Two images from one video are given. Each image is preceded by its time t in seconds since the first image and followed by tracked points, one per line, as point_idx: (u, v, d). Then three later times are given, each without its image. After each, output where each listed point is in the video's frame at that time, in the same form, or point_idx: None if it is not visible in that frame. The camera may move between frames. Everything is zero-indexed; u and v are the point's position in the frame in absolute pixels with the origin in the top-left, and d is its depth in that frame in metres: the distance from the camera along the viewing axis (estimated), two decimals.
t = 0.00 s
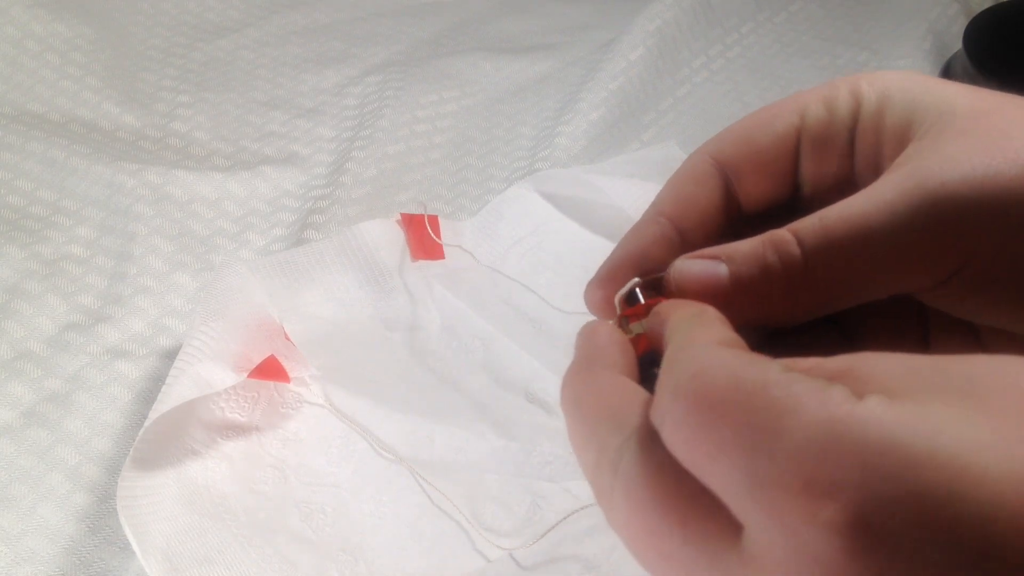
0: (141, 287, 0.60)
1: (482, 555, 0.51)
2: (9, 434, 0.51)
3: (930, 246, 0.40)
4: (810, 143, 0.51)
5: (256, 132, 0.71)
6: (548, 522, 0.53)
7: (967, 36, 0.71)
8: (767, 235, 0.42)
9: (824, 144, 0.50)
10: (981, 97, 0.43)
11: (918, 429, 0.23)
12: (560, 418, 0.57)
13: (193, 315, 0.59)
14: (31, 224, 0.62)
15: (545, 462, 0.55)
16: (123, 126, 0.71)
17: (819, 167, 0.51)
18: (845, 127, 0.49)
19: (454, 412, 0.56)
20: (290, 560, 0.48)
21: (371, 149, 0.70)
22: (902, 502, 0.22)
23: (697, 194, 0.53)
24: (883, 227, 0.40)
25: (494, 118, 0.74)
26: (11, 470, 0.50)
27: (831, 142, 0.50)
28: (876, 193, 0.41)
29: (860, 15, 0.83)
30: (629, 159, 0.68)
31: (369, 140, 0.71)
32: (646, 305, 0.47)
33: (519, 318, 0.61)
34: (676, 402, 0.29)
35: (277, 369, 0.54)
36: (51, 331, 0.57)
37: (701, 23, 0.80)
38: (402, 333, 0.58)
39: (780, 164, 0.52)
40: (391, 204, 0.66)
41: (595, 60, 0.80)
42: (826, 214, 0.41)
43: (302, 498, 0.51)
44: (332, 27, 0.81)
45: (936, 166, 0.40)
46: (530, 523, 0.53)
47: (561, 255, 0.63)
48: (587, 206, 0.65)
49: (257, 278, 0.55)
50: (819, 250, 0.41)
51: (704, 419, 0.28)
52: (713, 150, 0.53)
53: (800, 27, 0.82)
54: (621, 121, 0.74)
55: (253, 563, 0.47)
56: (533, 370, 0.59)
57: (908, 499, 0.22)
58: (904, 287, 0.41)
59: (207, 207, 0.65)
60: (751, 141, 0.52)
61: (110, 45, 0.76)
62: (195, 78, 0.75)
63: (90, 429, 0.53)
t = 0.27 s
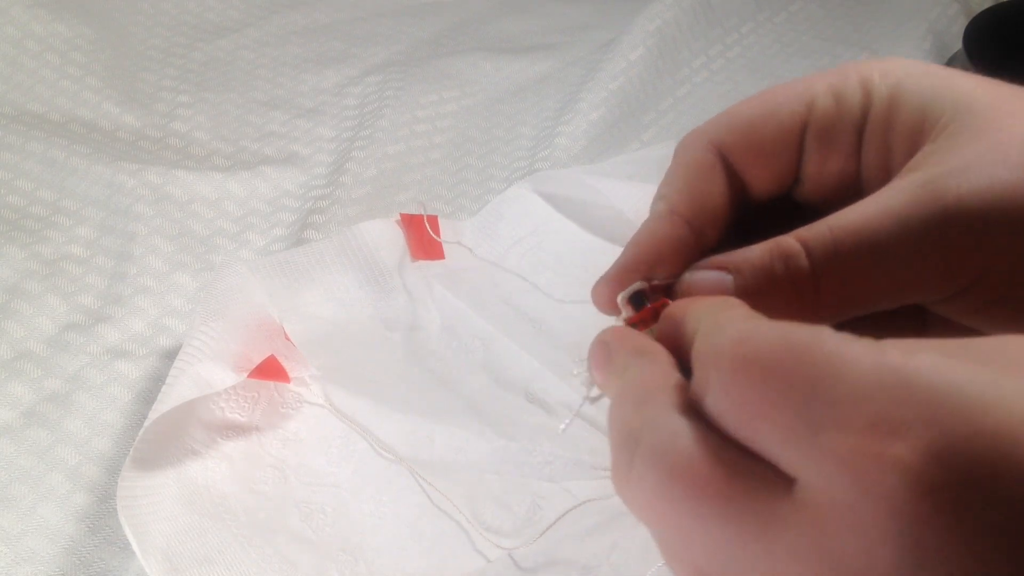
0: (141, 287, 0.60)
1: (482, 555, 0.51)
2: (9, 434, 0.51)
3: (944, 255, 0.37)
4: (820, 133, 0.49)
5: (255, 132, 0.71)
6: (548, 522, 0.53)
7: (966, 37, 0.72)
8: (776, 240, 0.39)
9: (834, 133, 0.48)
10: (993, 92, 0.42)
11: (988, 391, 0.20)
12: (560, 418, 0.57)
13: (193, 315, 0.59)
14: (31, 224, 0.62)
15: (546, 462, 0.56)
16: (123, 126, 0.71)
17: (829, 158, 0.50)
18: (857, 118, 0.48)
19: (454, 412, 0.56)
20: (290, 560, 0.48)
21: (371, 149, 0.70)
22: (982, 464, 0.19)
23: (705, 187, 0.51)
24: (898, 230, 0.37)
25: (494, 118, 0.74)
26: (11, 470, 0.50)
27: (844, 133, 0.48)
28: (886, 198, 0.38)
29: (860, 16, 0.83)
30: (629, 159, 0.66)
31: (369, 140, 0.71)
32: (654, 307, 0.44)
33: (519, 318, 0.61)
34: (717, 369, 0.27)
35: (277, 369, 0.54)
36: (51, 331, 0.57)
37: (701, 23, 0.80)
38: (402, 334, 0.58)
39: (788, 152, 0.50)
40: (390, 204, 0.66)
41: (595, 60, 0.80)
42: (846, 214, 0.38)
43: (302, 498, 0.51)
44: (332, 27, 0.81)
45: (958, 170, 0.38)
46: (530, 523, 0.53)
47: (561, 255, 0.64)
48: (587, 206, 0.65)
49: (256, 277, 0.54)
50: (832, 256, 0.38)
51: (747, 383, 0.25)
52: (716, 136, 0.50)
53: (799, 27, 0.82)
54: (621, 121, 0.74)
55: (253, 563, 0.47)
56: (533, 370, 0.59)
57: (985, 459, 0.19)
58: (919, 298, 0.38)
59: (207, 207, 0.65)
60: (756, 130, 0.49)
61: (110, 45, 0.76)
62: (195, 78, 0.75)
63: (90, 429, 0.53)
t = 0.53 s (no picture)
0: (141, 286, 0.60)
1: (482, 556, 0.51)
2: (9, 434, 0.51)
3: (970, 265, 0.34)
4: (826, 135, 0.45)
5: (256, 132, 0.71)
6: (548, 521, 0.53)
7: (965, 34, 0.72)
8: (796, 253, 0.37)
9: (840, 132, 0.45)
10: (1009, 90, 0.40)
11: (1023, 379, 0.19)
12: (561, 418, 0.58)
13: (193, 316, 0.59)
14: (31, 224, 0.62)
15: (546, 462, 0.56)
16: (123, 126, 0.71)
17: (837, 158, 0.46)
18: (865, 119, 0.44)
19: (454, 412, 0.57)
20: (290, 560, 0.48)
21: (371, 149, 0.70)
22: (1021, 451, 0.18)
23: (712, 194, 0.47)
24: (923, 236, 0.34)
25: (494, 119, 0.74)
26: (11, 470, 0.50)
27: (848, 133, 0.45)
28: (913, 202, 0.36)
29: (860, 16, 0.83)
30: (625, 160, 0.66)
31: (369, 140, 0.71)
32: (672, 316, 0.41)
33: (519, 318, 0.61)
34: (736, 349, 0.26)
35: (277, 369, 0.54)
36: (50, 331, 0.57)
37: (701, 23, 0.80)
38: (402, 334, 0.58)
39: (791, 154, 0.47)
40: (390, 204, 0.66)
41: (595, 60, 0.80)
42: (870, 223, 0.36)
43: (301, 498, 0.51)
44: (332, 28, 0.81)
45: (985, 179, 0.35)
46: (530, 523, 0.53)
47: (561, 256, 0.63)
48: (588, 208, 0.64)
49: (256, 277, 0.54)
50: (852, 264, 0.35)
51: (770, 364, 0.24)
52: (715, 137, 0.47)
53: (799, 28, 0.82)
54: (621, 122, 0.74)
55: (254, 562, 0.48)
56: (534, 371, 0.59)
57: (1013, 437, 0.18)
58: (941, 310, 0.35)
59: (207, 207, 0.65)
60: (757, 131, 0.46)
61: (110, 45, 0.76)
62: (195, 78, 0.75)
63: (90, 429, 0.53)
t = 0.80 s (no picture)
0: (141, 286, 0.60)
1: (482, 557, 0.51)
2: (9, 434, 0.51)
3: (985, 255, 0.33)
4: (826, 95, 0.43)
5: (256, 132, 0.71)
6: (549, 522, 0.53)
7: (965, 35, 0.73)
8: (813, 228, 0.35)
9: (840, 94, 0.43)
10: None
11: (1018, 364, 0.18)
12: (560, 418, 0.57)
13: (193, 315, 0.59)
14: (31, 224, 0.62)
15: (546, 461, 0.55)
16: (123, 126, 0.71)
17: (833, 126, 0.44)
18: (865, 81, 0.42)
19: (455, 412, 0.56)
20: (290, 560, 0.48)
21: (371, 149, 0.70)
22: (1003, 436, 0.17)
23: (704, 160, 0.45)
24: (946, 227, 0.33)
25: (494, 118, 0.74)
26: (11, 470, 0.50)
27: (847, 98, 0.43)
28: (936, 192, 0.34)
29: (860, 16, 0.83)
30: (626, 161, 0.67)
31: (369, 140, 0.71)
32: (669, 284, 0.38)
33: (519, 318, 0.60)
34: (690, 321, 0.25)
35: (277, 369, 0.54)
36: (51, 331, 0.57)
37: (701, 23, 0.80)
38: (402, 334, 0.58)
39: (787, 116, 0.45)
40: (390, 204, 0.66)
41: (595, 60, 0.80)
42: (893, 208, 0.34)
43: (301, 498, 0.51)
44: (332, 28, 0.81)
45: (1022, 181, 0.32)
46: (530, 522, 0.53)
47: (561, 256, 0.63)
48: (588, 208, 0.65)
49: (256, 277, 0.55)
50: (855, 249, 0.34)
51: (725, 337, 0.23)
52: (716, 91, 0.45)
53: (800, 28, 0.82)
54: (621, 122, 0.74)
55: (254, 562, 0.48)
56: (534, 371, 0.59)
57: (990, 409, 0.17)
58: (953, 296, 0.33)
59: (207, 207, 0.65)
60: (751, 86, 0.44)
61: (110, 45, 0.76)
62: (195, 78, 0.75)
63: (90, 430, 0.53)
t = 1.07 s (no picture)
0: (141, 286, 0.60)
1: (482, 557, 0.50)
2: (9, 434, 0.51)
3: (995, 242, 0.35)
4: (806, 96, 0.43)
5: (256, 132, 0.71)
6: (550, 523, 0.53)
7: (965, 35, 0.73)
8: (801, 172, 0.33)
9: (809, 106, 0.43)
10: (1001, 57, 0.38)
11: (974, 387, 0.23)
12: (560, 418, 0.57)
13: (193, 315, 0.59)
14: (31, 224, 0.62)
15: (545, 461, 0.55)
16: (123, 126, 0.71)
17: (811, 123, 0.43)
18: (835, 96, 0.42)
19: (455, 412, 0.56)
20: (290, 560, 0.48)
21: (371, 149, 0.70)
22: (901, 477, 0.22)
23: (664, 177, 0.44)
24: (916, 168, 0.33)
25: (494, 118, 0.74)
26: (11, 470, 0.50)
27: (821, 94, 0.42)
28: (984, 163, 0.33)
29: (861, 16, 0.83)
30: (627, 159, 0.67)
31: (369, 139, 0.71)
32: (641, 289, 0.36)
33: (518, 318, 0.60)
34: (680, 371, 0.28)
35: (277, 369, 0.54)
36: (50, 331, 0.57)
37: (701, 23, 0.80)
38: (402, 334, 0.58)
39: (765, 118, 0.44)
40: (390, 204, 0.66)
41: (595, 60, 0.80)
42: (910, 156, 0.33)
43: (301, 498, 0.51)
44: (332, 28, 0.81)
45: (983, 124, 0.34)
46: (530, 523, 0.52)
47: (561, 256, 0.64)
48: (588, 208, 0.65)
49: (256, 277, 0.55)
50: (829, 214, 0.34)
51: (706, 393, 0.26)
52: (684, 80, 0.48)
53: (800, 28, 0.82)
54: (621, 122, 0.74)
55: (254, 562, 0.48)
56: (533, 370, 0.59)
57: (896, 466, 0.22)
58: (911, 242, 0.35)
59: (207, 207, 0.65)
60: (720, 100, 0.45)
61: (110, 45, 0.76)
62: (195, 78, 0.75)
63: (91, 430, 0.53)
